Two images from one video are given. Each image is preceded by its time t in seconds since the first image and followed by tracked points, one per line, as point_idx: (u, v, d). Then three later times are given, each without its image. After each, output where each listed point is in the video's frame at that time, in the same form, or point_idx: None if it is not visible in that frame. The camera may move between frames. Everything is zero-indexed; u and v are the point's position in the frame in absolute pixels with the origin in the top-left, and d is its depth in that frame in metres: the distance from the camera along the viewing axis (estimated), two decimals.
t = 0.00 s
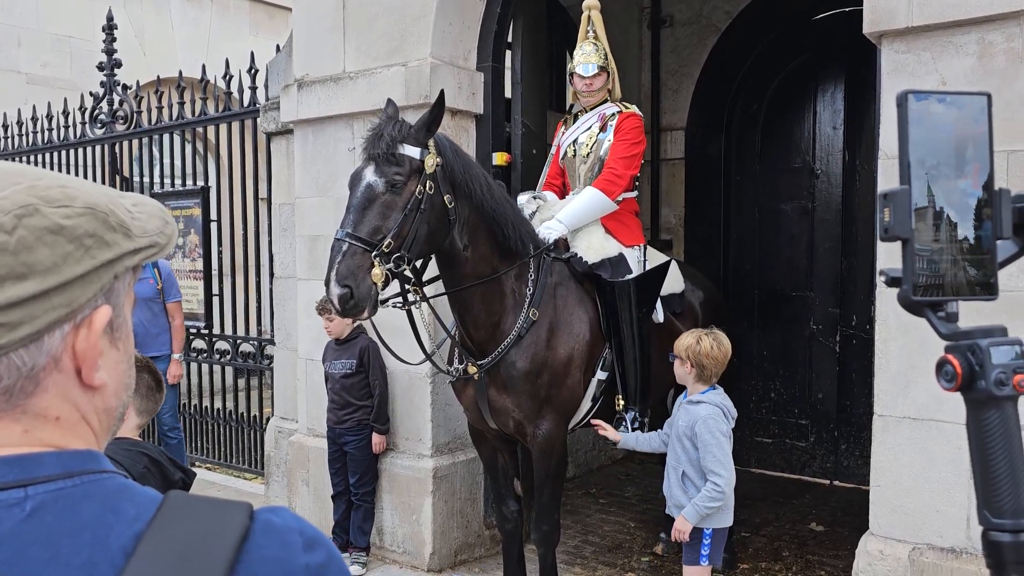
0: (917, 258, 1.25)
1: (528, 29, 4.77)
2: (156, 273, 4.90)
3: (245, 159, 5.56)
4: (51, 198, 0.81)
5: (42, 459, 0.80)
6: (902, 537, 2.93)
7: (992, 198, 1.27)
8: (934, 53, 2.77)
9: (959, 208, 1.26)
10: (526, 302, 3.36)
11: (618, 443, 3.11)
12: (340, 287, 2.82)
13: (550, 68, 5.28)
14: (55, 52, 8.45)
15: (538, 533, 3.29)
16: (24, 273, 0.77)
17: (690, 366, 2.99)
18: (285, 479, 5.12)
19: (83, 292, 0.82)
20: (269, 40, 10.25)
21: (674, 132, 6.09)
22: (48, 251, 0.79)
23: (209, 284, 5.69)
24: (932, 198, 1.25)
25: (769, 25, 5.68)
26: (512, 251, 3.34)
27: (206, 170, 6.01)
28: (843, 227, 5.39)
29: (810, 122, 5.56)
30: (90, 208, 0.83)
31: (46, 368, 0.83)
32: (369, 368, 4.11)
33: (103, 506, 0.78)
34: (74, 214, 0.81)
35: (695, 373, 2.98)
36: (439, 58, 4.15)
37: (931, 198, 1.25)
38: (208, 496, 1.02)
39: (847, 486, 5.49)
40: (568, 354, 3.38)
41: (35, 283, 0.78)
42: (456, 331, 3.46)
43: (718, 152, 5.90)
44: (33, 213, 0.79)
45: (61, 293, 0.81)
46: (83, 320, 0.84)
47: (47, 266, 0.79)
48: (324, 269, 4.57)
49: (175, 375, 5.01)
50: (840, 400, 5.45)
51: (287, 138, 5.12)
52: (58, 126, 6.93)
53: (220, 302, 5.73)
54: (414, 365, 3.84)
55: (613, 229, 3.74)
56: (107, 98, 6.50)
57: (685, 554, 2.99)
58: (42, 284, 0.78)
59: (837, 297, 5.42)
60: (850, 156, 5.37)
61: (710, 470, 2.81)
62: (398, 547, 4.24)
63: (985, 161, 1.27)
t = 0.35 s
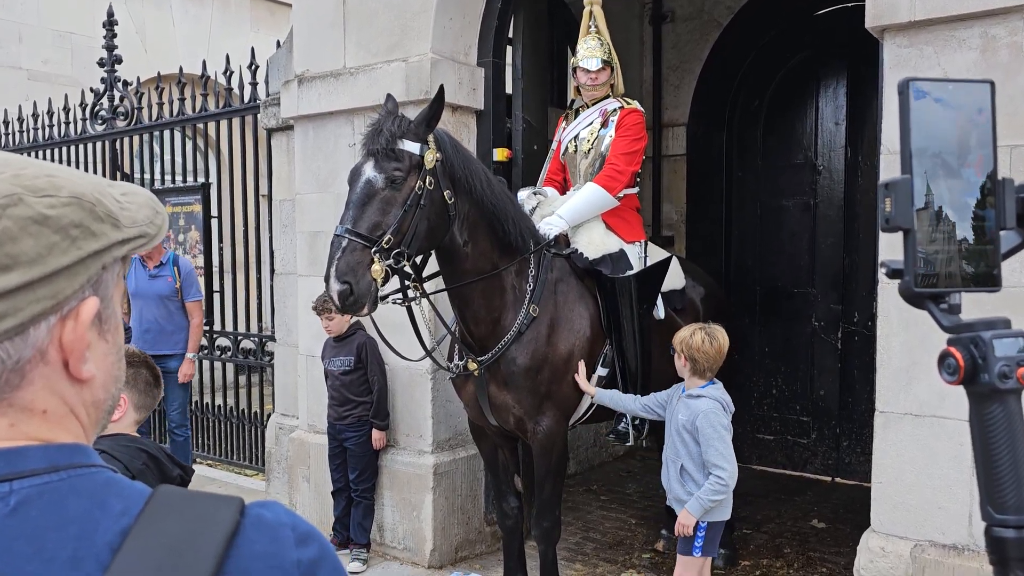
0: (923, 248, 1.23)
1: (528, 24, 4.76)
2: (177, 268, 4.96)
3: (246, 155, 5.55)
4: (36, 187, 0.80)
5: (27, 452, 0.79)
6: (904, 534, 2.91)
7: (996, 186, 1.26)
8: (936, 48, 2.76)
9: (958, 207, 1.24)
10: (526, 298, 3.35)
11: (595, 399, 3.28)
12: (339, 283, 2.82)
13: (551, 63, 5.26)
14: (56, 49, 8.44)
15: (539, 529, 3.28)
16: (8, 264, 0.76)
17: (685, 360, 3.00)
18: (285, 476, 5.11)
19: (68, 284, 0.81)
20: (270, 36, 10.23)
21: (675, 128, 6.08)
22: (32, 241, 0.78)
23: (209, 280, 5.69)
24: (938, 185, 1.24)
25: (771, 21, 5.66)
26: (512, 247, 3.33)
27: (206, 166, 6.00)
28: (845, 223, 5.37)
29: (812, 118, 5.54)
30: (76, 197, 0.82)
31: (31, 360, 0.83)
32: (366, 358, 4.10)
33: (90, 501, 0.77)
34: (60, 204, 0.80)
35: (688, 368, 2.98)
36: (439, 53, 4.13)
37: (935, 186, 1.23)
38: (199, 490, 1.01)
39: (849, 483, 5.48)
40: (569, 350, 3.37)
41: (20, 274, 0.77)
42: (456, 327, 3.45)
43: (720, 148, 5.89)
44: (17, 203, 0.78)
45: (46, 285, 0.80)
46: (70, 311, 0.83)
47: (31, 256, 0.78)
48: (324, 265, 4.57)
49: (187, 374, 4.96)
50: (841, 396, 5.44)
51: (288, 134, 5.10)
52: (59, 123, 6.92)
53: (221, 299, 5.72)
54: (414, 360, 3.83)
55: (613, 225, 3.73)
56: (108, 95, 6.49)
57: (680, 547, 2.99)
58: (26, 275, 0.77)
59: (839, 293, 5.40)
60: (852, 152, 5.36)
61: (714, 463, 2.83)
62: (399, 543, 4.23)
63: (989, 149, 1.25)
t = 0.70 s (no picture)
0: (920, 234, 1.23)
1: (530, 21, 4.75)
2: (180, 266, 4.97)
3: (247, 153, 5.55)
4: (38, 173, 0.80)
5: (27, 440, 0.79)
6: (907, 531, 2.91)
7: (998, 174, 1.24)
8: (939, 44, 2.75)
9: (958, 209, 1.23)
10: (528, 295, 3.34)
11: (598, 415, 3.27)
12: (340, 280, 2.81)
13: (553, 60, 5.25)
14: (57, 46, 8.44)
15: (540, 526, 3.28)
16: (10, 250, 0.76)
17: (688, 357, 3.00)
18: (287, 473, 5.11)
19: (70, 272, 0.81)
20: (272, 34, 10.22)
21: (677, 126, 6.07)
22: (34, 228, 0.77)
23: (211, 278, 5.68)
24: (939, 172, 1.22)
25: (773, 18, 5.64)
26: (513, 243, 3.32)
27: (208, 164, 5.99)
28: (847, 221, 5.36)
29: (814, 116, 5.53)
30: (77, 183, 0.82)
31: (32, 348, 0.82)
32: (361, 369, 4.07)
33: (92, 488, 0.77)
34: (61, 190, 0.80)
35: (692, 364, 2.98)
36: (441, 50, 4.13)
37: (935, 173, 1.22)
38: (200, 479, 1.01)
39: (850, 481, 5.48)
40: (570, 347, 3.36)
41: (21, 260, 0.77)
42: (457, 324, 3.45)
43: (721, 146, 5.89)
44: (18, 189, 0.78)
45: (47, 272, 0.79)
46: (71, 299, 0.83)
47: (33, 243, 0.77)
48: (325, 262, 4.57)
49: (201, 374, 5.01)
50: (843, 394, 5.43)
51: (289, 131, 5.10)
52: (61, 120, 6.93)
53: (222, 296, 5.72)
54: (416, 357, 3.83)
55: (614, 221, 3.73)
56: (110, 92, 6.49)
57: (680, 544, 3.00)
58: (28, 262, 0.77)
59: (840, 291, 5.39)
60: (854, 150, 5.35)
61: (708, 462, 2.83)
62: (400, 541, 4.23)
63: (989, 135, 1.24)
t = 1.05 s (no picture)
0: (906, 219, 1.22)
1: (530, 20, 4.76)
2: (179, 263, 4.98)
3: (248, 152, 5.56)
4: (42, 159, 0.81)
5: (29, 420, 0.81)
6: (904, 528, 2.92)
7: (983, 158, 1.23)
8: (937, 43, 2.76)
9: (953, 212, 1.22)
10: (526, 293, 3.35)
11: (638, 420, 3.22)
12: (339, 278, 2.82)
13: (553, 60, 5.26)
14: (57, 46, 8.46)
15: (538, 524, 3.28)
16: (14, 234, 0.77)
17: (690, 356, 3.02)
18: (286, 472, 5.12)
19: (73, 256, 0.82)
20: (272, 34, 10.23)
21: (676, 125, 6.06)
22: (37, 213, 0.79)
23: (210, 277, 5.69)
24: (921, 157, 1.20)
25: (773, 18, 5.65)
26: (511, 241, 3.33)
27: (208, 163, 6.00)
28: (846, 220, 5.37)
29: (813, 116, 5.54)
30: (80, 170, 0.83)
31: (36, 331, 0.83)
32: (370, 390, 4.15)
33: (92, 468, 0.79)
34: (65, 176, 0.82)
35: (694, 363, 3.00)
36: (440, 49, 4.14)
37: (919, 159, 1.20)
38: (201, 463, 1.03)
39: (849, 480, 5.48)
40: (568, 345, 3.37)
41: (25, 245, 0.78)
42: (456, 322, 3.46)
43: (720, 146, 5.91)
44: (23, 174, 0.79)
45: (51, 256, 0.80)
46: (74, 284, 0.84)
47: (37, 227, 0.79)
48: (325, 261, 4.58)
49: (181, 370, 4.98)
50: (842, 394, 5.44)
51: (289, 130, 5.11)
52: (61, 119, 6.94)
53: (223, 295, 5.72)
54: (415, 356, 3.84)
55: (612, 219, 3.73)
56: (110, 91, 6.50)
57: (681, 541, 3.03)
58: (32, 246, 0.78)
59: (839, 290, 5.40)
60: (853, 150, 5.36)
61: (705, 460, 2.84)
62: (399, 539, 4.24)
63: (973, 120, 1.21)
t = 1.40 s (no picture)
0: (902, 201, 1.18)
1: (528, 21, 4.77)
2: (174, 265, 4.97)
3: (246, 153, 5.55)
4: (98, 149, 0.90)
5: (81, 395, 0.88)
6: (902, 526, 2.92)
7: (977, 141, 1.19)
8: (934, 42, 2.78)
9: (944, 214, 1.19)
10: (525, 292, 3.36)
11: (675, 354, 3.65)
12: (339, 277, 2.83)
13: (551, 61, 5.27)
14: (55, 47, 8.45)
15: (538, 523, 3.29)
16: (74, 217, 0.86)
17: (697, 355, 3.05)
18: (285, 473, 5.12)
19: (125, 240, 0.90)
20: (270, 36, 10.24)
21: (674, 127, 6.01)
22: (96, 198, 0.87)
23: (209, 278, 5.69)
24: (918, 136, 1.17)
25: (771, 20, 5.68)
26: (509, 241, 3.34)
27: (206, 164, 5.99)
28: (844, 221, 5.39)
29: (811, 117, 5.56)
30: (132, 161, 0.92)
31: (91, 311, 0.91)
32: (365, 406, 4.19)
33: (142, 441, 0.87)
34: (120, 166, 0.90)
35: (703, 361, 3.03)
36: (439, 50, 4.15)
37: (917, 139, 1.17)
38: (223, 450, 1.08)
39: (847, 481, 5.49)
40: (567, 344, 3.38)
41: (85, 227, 0.87)
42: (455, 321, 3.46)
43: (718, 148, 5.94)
44: (83, 161, 0.87)
45: (106, 240, 0.89)
46: (127, 267, 0.93)
47: (96, 212, 0.87)
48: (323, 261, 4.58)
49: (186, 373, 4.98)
50: (840, 394, 5.45)
51: (288, 131, 5.11)
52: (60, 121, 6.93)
53: (221, 296, 5.72)
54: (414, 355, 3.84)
55: (611, 219, 3.74)
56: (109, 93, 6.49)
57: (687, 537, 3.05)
58: (91, 229, 0.87)
59: (837, 291, 5.42)
60: (851, 150, 5.38)
61: (707, 454, 2.88)
62: (398, 539, 4.24)
63: (967, 103, 1.19)
